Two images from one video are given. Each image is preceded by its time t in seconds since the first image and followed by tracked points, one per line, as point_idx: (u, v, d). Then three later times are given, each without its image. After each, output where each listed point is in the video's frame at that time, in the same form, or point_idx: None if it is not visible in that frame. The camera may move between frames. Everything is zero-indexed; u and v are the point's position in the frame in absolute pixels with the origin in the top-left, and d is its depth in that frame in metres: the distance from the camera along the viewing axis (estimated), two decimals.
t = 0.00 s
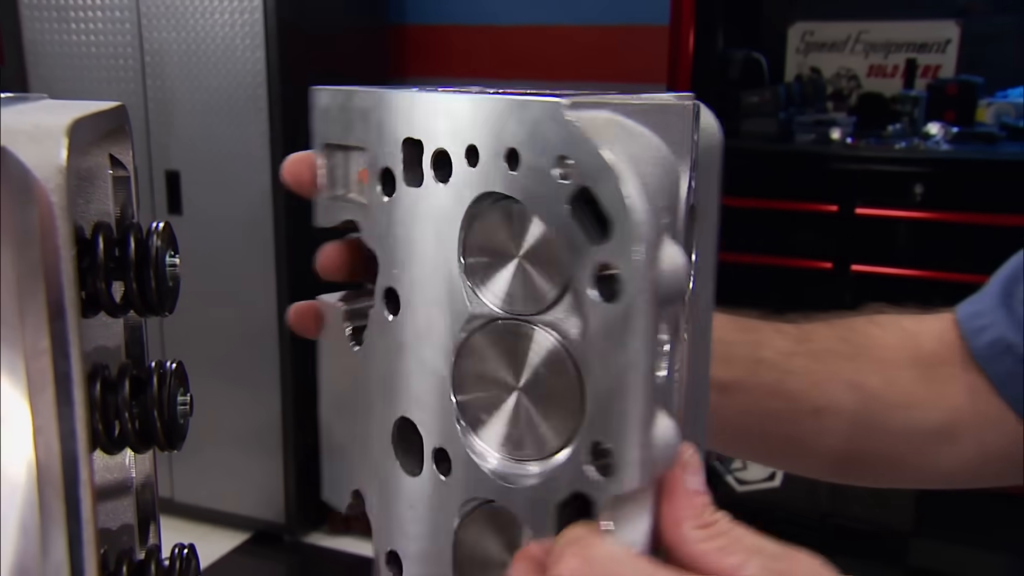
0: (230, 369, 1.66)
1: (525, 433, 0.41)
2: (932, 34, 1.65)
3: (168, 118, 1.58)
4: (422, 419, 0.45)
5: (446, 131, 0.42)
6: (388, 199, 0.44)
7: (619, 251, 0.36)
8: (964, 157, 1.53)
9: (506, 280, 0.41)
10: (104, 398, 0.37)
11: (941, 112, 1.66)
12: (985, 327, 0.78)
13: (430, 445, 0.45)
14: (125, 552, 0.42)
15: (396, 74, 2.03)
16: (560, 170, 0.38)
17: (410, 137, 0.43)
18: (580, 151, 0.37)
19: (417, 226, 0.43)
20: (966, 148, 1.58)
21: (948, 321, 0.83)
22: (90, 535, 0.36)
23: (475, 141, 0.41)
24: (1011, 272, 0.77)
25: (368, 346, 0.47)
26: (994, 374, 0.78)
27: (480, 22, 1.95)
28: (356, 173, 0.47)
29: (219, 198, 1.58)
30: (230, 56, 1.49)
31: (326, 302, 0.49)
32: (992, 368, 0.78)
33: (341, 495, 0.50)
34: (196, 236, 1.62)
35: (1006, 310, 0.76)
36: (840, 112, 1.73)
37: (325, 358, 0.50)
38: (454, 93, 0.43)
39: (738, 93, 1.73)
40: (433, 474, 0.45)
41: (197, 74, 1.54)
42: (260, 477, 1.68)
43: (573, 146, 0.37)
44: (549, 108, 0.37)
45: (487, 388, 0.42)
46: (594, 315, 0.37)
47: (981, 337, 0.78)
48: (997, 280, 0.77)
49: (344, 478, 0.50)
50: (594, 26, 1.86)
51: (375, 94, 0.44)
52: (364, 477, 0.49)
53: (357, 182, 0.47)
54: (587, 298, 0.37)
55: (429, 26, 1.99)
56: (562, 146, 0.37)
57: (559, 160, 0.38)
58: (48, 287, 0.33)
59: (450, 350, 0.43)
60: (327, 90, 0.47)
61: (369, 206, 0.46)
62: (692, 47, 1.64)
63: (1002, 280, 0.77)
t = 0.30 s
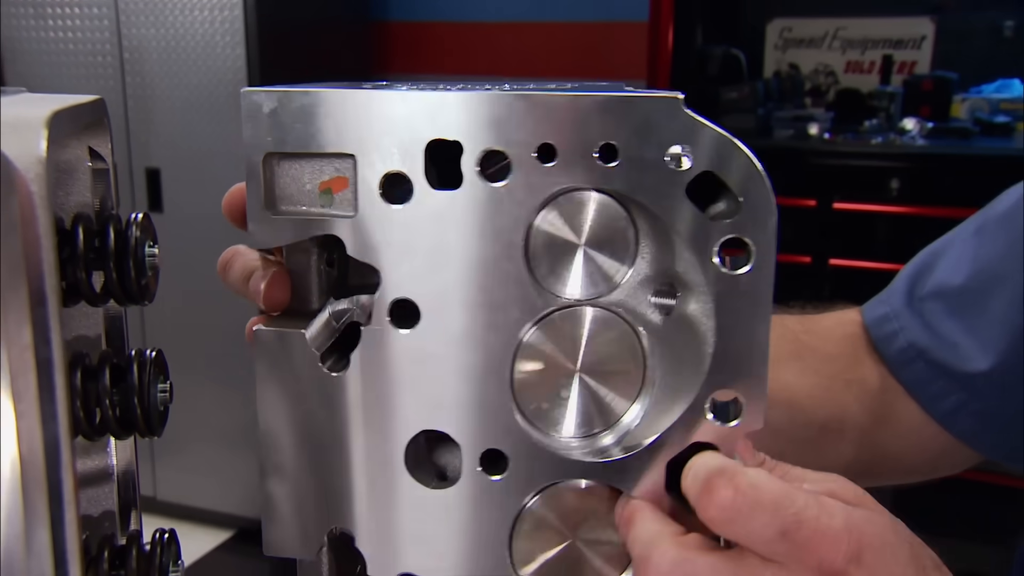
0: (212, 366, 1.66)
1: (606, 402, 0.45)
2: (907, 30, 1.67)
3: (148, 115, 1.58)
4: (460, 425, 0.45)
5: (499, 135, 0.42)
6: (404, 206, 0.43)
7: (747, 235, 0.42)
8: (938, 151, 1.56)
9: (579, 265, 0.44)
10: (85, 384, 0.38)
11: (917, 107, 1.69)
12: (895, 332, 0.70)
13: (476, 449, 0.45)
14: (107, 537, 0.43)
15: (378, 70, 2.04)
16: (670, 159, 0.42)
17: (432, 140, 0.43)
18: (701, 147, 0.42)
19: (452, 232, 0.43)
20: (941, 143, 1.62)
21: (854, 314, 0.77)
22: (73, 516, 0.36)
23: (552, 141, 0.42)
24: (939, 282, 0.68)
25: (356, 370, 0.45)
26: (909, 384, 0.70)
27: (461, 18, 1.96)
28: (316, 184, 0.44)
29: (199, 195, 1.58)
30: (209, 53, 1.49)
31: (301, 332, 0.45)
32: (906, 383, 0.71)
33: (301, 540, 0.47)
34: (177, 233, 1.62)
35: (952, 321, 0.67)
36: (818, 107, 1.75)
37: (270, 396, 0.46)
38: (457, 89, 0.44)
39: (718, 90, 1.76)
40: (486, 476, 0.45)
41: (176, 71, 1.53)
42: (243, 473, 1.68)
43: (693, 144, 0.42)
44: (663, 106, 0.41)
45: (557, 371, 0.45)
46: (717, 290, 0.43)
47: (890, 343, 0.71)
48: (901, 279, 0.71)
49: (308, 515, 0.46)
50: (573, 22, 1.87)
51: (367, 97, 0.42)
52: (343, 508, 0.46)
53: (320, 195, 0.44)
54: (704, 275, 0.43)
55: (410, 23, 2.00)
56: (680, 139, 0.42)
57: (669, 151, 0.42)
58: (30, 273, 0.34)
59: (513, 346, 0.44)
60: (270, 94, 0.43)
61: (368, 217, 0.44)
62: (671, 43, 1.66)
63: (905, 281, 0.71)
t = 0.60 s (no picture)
0: (208, 361, 1.66)
1: (603, 385, 0.46)
2: (902, 23, 1.67)
3: (143, 109, 1.58)
4: (458, 413, 0.45)
5: (497, 122, 0.42)
6: (402, 194, 0.43)
7: (741, 218, 0.43)
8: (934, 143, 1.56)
9: (574, 251, 0.44)
10: (76, 371, 0.38)
11: (911, 100, 1.69)
12: (894, 320, 0.72)
13: (474, 438, 0.45)
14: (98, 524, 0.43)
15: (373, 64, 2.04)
16: (665, 147, 0.43)
17: (428, 129, 0.43)
18: (695, 134, 0.43)
19: (449, 220, 0.43)
20: (935, 136, 1.60)
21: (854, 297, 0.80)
22: (62, 501, 0.35)
23: (550, 129, 0.42)
24: (939, 269, 0.68)
25: (352, 360, 0.44)
26: (903, 366, 0.72)
27: (456, 12, 1.96)
28: (310, 174, 0.44)
29: (194, 188, 1.58)
30: (204, 47, 1.49)
31: (295, 324, 0.44)
32: (903, 370, 0.72)
33: (294, 535, 0.46)
34: (172, 227, 1.62)
35: (952, 308, 0.67)
36: (813, 100, 1.76)
37: (263, 391, 0.45)
38: (448, 79, 0.44)
39: (713, 82, 1.76)
40: (484, 462, 0.46)
41: (171, 65, 1.53)
42: (240, 467, 1.69)
43: (688, 129, 0.43)
44: (657, 93, 0.42)
45: (554, 356, 0.45)
46: (710, 274, 0.44)
47: (890, 332, 0.72)
48: (901, 266, 0.72)
49: (302, 509, 0.46)
50: (568, 16, 1.87)
51: (363, 84, 0.42)
52: (338, 501, 0.46)
53: (315, 184, 0.44)
54: (699, 261, 0.45)
55: (405, 17, 2.00)
56: (675, 126, 0.43)
57: (664, 138, 0.43)
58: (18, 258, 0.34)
59: (511, 333, 0.44)
60: (264, 83, 0.42)
61: (365, 206, 0.43)
62: (666, 36, 1.66)
63: (906, 269, 0.72)
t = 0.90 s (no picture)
0: (213, 356, 1.66)
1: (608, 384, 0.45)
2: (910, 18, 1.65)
3: (149, 106, 1.58)
4: (461, 411, 0.45)
5: (500, 117, 0.42)
6: (404, 190, 0.43)
7: (748, 214, 0.43)
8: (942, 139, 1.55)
9: (579, 247, 0.44)
10: (75, 369, 0.38)
11: (920, 96, 1.68)
12: (921, 297, 0.66)
13: (477, 436, 0.45)
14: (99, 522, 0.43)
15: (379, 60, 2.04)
16: (670, 143, 0.42)
17: (430, 124, 0.42)
18: (700, 128, 0.42)
19: (452, 217, 0.43)
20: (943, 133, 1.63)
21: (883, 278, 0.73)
22: (60, 500, 0.35)
23: (553, 124, 0.42)
24: (970, 244, 0.63)
25: (355, 358, 0.44)
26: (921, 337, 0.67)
27: (462, 8, 1.95)
28: (312, 170, 0.44)
29: (199, 185, 1.58)
30: (210, 43, 1.49)
31: (297, 321, 0.44)
32: (929, 350, 0.66)
33: (296, 534, 0.46)
34: (178, 224, 1.62)
35: (983, 285, 0.62)
36: (821, 96, 1.75)
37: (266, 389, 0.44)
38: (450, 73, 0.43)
39: (719, 78, 1.75)
40: (488, 460, 0.45)
41: (177, 62, 1.53)
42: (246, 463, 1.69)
43: (694, 124, 0.42)
44: (662, 87, 0.42)
45: (558, 353, 0.45)
46: (716, 271, 0.44)
47: (915, 309, 0.67)
48: (927, 243, 0.66)
49: (305, 508, 0.46)
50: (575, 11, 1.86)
51: (365, 79, 0.42)
52: (340, 499, 0.45)
53: (316, 180, 0.44)
54: (705, 258, 0.44)
55: (411, 13, 1.99)
56: (680, 122, 0.42)
57: (670, 133, 0.42)
58: (14, 254, 0.33)
59: (514, 331, 0.44)
60: (265, 77, 0.42)
61: (367, 202, 0.43)
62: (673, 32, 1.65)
63: (933, 244, 0.66)
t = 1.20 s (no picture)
0: (219, 354, 1.66)
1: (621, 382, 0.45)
2: (918, 15, 1.65)
3: (155, 104, 1.58)
4: (471, 410, 0.44)
5: (512, 113, 0.42)
6: (415, 186, 0.42)
7: (761, 211, 0.42)
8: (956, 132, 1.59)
9: (591, 244, 0.44)
10: (86, 367, 0.38)
11: (928, 93, 1.67)
12: (948, 293, 0.65)
13: (487, 435, 0.45)
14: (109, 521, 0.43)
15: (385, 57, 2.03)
16: (684, 138, 0.42)
17: (441, 120, 0.42)
18: (714, 125, 0.42)
19: (464, 214, 0.43)
20: (952, 131, 1.60)
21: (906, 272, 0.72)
22: (71, 497, 0.35)
23: (566, 120, 0.42)
24: (997, 238, 0.62)
25: (365, 356, 0.44)
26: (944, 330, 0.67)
27: (468, 6, 1.95)
28: (322, 167, 0.43)
29: (206, 184, 1.58)
30: (216, 42, 1.49)
31: (307, 319, 0.44)
32: (955, 346, 0.67)
33: (306, 532, 0.46)
34: (185, 222, 1.62)
35: (1011, 281, 0.61)
36: (828, 94, 1.74)
37: (276, 387, 0.44)
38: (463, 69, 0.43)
39: (727, 76, 1.75)
40: (499, 459, 0.45)
41: (183, 60, 1.53)
42: (252, 461, 1.69)
43: (707, 121, 0.42)
44: (676, 83, 0.41)
45: (569, 351, 0.44)
46: (729, 269, 0.43)
47: (944, 305, 0.66)
48: (956, 237, 0.66)
49: (314, 506, 0.45)
50: (581, 9, 1.86)
51: (376, 75, 0.41)
52: (350, 498, 0.45)
53: (327, 177, 0.43)
54: (718, 255, 0.44)
55: (418, 10, 1.99)
56: (693, 118, 0.42)
57: (682, 129, 0.42)
58: (26, 251, 0.33)
59: (525, 328, 0.44)
60: (276, 74, 0.42)
61: (377, 199, 0.43)
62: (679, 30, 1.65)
63: (961, 240, 0.65)
